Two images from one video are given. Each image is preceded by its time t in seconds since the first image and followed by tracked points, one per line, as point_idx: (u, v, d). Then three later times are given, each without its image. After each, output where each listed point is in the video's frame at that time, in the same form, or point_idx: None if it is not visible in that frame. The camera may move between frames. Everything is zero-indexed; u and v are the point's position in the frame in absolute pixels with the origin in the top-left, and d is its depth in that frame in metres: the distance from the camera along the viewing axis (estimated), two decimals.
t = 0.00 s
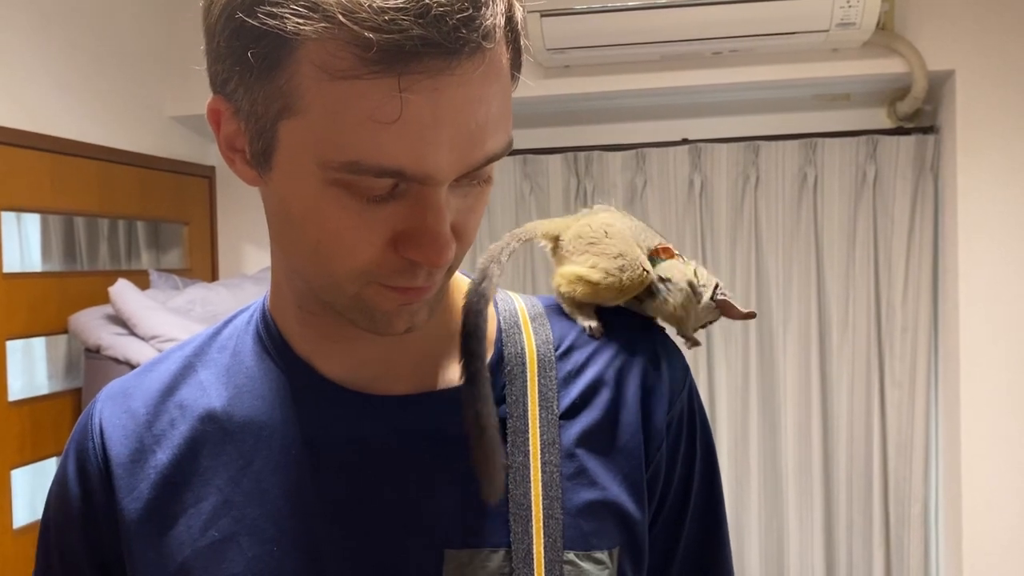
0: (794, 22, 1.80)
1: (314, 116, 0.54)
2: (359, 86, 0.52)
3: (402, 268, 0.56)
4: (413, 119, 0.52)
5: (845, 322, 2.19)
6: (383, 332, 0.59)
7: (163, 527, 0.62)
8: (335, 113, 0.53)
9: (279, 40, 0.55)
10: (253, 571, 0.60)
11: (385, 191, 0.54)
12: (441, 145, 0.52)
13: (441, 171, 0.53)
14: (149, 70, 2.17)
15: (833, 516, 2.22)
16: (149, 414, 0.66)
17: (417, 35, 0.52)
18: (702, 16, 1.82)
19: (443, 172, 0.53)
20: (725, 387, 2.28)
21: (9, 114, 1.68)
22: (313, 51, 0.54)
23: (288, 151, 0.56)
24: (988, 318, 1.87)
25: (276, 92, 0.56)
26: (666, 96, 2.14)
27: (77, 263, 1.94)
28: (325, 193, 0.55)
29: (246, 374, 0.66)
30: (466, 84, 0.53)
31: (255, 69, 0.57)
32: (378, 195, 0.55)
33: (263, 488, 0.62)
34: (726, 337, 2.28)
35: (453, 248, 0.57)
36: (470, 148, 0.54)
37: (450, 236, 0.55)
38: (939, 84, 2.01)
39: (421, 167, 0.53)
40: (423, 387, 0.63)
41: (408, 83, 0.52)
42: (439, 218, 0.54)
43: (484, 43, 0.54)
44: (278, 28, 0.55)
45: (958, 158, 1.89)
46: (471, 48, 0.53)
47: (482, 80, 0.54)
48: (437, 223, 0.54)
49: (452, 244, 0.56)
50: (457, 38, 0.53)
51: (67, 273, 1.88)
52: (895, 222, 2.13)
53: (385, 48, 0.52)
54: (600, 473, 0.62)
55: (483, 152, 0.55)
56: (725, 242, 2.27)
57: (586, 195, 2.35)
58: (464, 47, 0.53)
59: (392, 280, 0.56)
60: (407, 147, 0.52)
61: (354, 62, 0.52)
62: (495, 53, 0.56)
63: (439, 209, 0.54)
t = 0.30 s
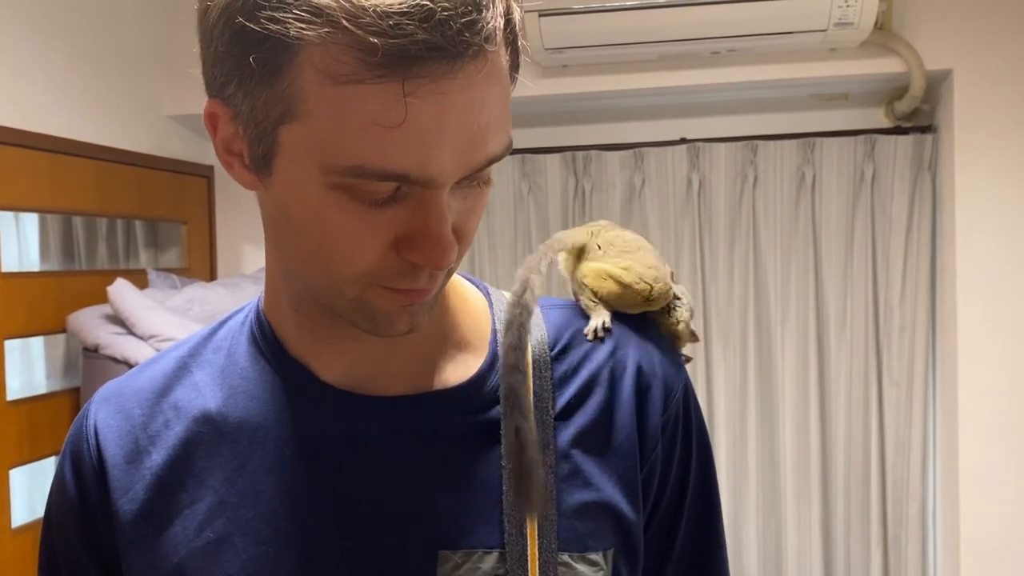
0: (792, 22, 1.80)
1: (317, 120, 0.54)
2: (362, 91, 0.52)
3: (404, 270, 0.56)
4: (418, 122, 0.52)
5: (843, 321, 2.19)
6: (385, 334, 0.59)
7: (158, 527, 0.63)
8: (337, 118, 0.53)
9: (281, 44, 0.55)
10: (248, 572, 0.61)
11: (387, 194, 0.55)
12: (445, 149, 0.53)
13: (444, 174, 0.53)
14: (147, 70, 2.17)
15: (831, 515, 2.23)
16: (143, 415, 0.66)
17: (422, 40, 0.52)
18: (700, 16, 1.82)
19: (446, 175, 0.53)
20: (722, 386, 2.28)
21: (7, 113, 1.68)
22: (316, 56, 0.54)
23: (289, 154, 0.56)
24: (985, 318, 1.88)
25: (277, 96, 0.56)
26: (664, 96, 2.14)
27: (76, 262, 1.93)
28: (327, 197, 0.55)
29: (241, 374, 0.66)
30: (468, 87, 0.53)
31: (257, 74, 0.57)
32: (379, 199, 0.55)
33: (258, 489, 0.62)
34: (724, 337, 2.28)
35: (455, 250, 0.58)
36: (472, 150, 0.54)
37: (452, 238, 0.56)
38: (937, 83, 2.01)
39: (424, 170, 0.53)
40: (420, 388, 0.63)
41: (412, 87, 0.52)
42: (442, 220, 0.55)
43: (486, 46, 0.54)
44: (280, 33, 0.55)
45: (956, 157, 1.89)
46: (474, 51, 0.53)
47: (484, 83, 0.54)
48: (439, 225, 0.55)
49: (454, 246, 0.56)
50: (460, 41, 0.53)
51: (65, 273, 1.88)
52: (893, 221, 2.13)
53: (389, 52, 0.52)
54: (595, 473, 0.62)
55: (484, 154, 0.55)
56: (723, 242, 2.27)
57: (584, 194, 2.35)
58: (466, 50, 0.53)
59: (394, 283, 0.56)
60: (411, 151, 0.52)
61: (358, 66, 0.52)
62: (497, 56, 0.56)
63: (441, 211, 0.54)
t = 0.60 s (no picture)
0: (789, 20, 1.80)
1: (321, 117, 0.54)
2: (367, 87, 0.52)
3: (405, 268, 0.56)
4: (422, 119, 0.52)
5: (841, 320, 2.19)
6: (387, 332, 0.59)
7: (155, 525, 0.63)
8: (342, 115, 0.53)
9: (285, 40, 0.55)
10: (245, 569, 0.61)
11: (390, 191, 0.55)
12: (449, 146, 0.53)
13: (447, 170, 0.53)
14: (144, 69, 2.17)
15: (829, 514, 2.23)
16: (140, 412, 0.66)
17: (426, 36, 0.52)
18: (698, 14, 1.82)
19: (449, 172, 0.54)
20: (720, 385, 2.28)
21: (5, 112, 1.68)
22: (321, 52, 0.54)
23: (292, 151, 0.56)
24: (981, 316, 1.88)
25: (281, 93, 0.56)
26: (661, 95, 2.14)
27: (74, 261, 1.93)
28: (330, 193, 0.55)
29: (238, 372, 0.66)
30: (472, 84, 0.53)
31: (259, 70, 0.57)
32: (382, 196, 0.55)
33: (255, 486, 0.62)
34: (722, 336, 2.28)
35: (458, 247, 0.58)
36: (475, 146, 0.54)
37: (454, 235, 0.56)
38: (934, 82, 2.01)
39: (428, 167, 0.53)
40: (419, 384, 0.63)
41: (416, 84, 0.52)
42: (443, 217, 0.55)
43: (489, 42, 0.54)
44: (284, 29, 0.55)
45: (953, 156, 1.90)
46: (478, 47, 0.53)
47: (487, 79, 0.54)
48: (441, 222, 0.55)
49: (457, 243, 0.56)
50: (464, 37, 0.53)
51: (63, 271, 1.88)
52: (891, 220, 2.13)
53: (394, 49, 0.52)
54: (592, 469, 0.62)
55: (486, 150, 0.55)
56: (721, 242, 2.27)
57: (582, 193, 2.35)
58: (470, 46, 0.53)
59: (397, 280, 0.56)
60: (416, 148, 0.52)
61: (362, 63, 0.52)
62: (499, 52, 0.56)
63: (443, 208, 0.55)
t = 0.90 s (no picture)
0: (789, 18, 1.80)
1: (329, 107, 0.54)
2: (373, 77, 0.52)
3: (410, 261, 0.56)
4: (429, 110, 0.52)
5: (840, 319, 2.19)
6: (393, 325, 0.59)
7: (157, 518, 0.63)
8: (349, 105, 0.53)
9: (293, 31, 0.55)
10: (248, 562, 0.61)
11: (396, 183, 0.55)
12: (455, 138, 0.53)
13: (454, 163, 0.53)
14: (143, 67, 2.16)
15: (828, 512, 2.23)
16: (144, 405, 0.66)
17: (433, 27, 0.52)
18: (697, 12, 1.82)
19: (455, 164, 0.54)
20: (719, 383, 2.29)
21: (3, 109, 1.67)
22: (328, 42, 0.54)
23: (299, 142, 0.56)
24: (980, 314, 1.88)
25: (288, 84, 0.56)
26: (660, 93, 2.14)
27: (73, 259, 1.93)
28: (337, 184, 0.55)
29: (243, 366, 0.67)
30: (478, 76, 0.53)
31: (268, 61, 0.57)
32: (387, 188, 0.55)
33: (259, 480, 0.63)
34: (721, 334, 2.28)
35: (463, 240, 0.58)
36: (481, 139, 0.54)
37: (459, 229, 0.56)
38: (933, 80, 2.01)
39: (435, 159, 0.53)
40: (426, 379, 0.63)
41: (423, 75, 0.52)
42: (449, 210, 0.55)
43: (496, 35, 0.54)
44: (293, 19, 0.55)
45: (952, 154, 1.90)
46: (485, 39, 0.53)
47: (494, 71, 0.54)
48: (447, 215, 0.55)
49: (462, 237, 0.56)
50: (471, 29, 0.53)
51: (62, 269, 1.88)
52: (890, 218, 2.14)
53: (402, 39, 0.52)
54: (597, 466, 0.61)
55: (493, 143, 0.55)
56: (720, 241, 2.27)
57: (581, 191, 2.35)
58: (477, 38, 0.53)
59: (402, 272, 0.56)
60: (422, 139, 0.52)
61: (370, 53, 0.52)
62: (506, 45, 0.56)
63: (448, 201, 0.55)
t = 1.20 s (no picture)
0: (788, 16, 1.80)
1: (318, 99, 0.54)
2: (361, 70, 0.52)
3: (404, 254, 0.56)
4: (416, 102, 0.52)
5: (840, 318, 2.19)
6: (386, 319, 0.59)
7: (160, 511, 0.64)
8: (336, 98, 0.53)
9: (283, 24, 0.55)
10: (250, 554, 0.62)
11: (387, 176, 0.55)
12: (442, 131, 0.53)
13: (442, 155, 0.53)
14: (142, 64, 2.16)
15: (827, 512, 2.23)
16: (148, 399, 0.67)
17: (418, 19, 0.52)
18: (696, 10, 1.82)
19: (444, 157, 0.53)
20: (718, 381, 2.29)
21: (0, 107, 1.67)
22: (316, 35, 0.54)
23: (292, 136, 0.56)
24: (979, 313, 1.88)
25: (279, 77, 0.56)
26: (660, 91, 2.14)
27: (71, 257, 1.93)
28: (330, 178, 0.55)
29: (246, 360, 0.67)
30: (466, 69, 0.53)
31: (260, 54, 0.57)
32: (379, 181, 0.55)
33: (261, 473, 0.63)
34: (721, 332, 2.28)
35: (455, 234, 0.57)
36: (471, 133, 0.54)
37: (452, 222, 0.56)
38: (932, 78, 2.01)
39: (423, 151, 0.53)
40: (423, 373, 0.63)
41: (409, 67, 0.52)
42: (440, 202, 0.55)
43: (485, 29, 0.54)
44: (283, 13, 0.55)
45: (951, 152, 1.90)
46: (472, 33, 0.53)
47: (482, 65, 0.54)
48: (439, 208, 0.55)
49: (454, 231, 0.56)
50: (458, 23, 0.53)
51: (61, 267, 1.88)
52: (890, 216, 2.14)
53: (387, 32, 0.52)
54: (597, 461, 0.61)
55: (483, 137, 0.55)
56: (720, 239, 2.27)
57: (580, 190, 2.35)
58: (464, 31, 0.53)
59: (395, 266, 0.56)
60: (408, 132, 0.52)
61: (357, 45, 0.52)
62: (496, 40, 0.55)
63: (440, 194, 0.55)
